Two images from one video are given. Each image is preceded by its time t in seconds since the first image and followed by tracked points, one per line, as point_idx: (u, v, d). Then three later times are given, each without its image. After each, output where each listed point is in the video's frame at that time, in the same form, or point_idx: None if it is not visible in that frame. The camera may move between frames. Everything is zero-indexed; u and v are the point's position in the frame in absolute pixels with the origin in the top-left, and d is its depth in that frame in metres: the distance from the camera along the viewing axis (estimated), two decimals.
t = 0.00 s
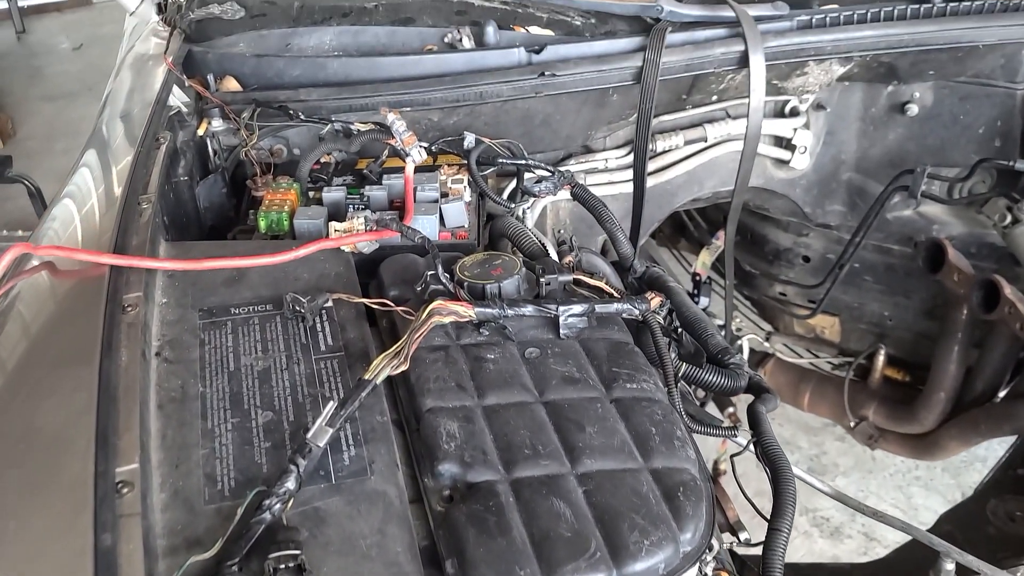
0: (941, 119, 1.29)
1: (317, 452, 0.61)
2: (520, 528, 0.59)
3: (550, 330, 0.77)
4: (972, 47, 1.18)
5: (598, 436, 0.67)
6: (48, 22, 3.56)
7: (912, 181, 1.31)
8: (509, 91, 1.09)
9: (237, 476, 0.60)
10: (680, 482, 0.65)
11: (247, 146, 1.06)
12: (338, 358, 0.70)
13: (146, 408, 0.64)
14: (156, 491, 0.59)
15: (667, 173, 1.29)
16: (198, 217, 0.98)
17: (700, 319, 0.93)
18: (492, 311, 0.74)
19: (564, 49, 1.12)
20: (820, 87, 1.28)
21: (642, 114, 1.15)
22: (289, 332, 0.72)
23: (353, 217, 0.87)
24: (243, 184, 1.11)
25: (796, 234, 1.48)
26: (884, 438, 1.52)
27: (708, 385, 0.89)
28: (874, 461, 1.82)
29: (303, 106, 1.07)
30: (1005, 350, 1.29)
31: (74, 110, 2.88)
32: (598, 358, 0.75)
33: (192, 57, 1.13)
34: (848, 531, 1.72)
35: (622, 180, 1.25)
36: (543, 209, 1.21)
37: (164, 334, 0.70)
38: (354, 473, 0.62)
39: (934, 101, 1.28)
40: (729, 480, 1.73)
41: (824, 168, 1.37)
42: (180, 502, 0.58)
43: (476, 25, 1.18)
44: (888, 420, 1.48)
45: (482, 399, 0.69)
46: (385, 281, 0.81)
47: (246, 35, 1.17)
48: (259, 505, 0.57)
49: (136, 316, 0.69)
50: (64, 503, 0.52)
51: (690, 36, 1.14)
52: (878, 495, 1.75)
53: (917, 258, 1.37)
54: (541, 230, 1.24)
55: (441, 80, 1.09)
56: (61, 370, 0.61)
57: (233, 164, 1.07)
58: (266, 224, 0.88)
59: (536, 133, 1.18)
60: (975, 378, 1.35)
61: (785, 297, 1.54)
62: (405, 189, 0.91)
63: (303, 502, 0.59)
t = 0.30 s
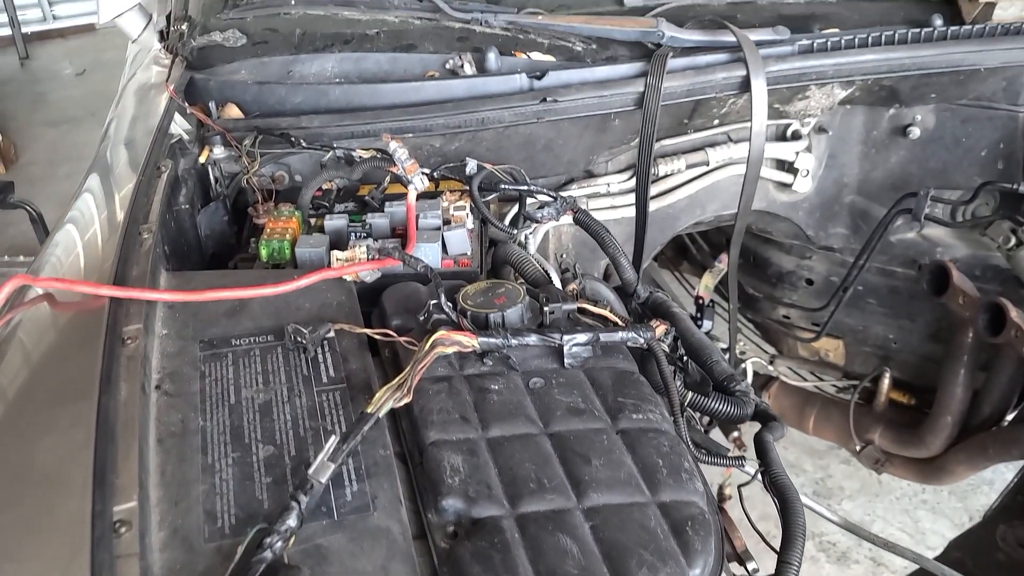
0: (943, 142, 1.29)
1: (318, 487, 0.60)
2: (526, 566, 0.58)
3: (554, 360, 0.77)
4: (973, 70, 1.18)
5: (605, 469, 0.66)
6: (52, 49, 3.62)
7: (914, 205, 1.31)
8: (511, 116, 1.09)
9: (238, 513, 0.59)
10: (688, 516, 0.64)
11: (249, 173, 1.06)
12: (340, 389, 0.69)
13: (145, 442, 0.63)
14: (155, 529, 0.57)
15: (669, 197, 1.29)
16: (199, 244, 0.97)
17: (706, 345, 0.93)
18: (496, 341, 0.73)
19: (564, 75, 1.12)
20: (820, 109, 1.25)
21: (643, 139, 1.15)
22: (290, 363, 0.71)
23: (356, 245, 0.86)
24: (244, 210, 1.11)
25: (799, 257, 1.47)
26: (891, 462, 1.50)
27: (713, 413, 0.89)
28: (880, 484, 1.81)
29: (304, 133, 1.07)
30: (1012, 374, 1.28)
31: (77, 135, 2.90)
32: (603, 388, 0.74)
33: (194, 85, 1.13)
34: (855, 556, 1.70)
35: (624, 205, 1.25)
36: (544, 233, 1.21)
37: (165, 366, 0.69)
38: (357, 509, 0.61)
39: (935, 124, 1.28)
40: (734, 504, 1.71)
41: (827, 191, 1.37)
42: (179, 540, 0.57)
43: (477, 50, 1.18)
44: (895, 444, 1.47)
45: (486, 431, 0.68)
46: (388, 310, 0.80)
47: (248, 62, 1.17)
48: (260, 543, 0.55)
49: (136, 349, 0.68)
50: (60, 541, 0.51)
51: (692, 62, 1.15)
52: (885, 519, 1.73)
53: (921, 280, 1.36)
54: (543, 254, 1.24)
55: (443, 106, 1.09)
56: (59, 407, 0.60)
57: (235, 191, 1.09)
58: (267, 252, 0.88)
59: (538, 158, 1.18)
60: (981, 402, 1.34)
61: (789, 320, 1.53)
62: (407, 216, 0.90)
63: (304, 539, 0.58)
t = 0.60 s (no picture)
0: (946, 174, 1.30)
1: (324, 536, 0.59)
2: None
3: (561, 400, 0.76)
4: (975, 102, 1.19)
5: (614, 513, 0.65)
6: (57, 86, 3.71)
7: (919, 237, 1.32)
8: (516, 152, 1.10)
9: (242, 563, 0.58)
10: (700, 562, 0.63)
11: (253, 211, 1.07)
12: (344, 434, 0.68)
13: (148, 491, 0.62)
14: None
15: (673, 231, 1.28)
16: (203, 284, 0.97)
17: (713, 383, 0.92)
18: (502, 382, 0.72)
19: (566, 112, 1.13)
20: (823, 142, 1.26)
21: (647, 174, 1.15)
22: (294, 407, 0.70)
23: (360, 285, 0.86)
24: (248, 248, 1.11)
25: (803, 289, 1.46)
26: (901, 496, 1.48)
27: (723, 452, 0.88)
28: (891, 517, 1.78)
29: (309, 171, 1.07)
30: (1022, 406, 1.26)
31: (81, 172, 2.99)
32: (610, 430, 0.73)
33: (198, 124, 1.14)
34: None
35: (628, 239, 1.25)
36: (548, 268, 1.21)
37: (168, 411, 0.68)
38: (362, 557, 0.59)
39: (937, 155, 1.29)
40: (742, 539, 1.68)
41: (831, 223, 1.37)
42: None
43: (480, 88, 1.18)
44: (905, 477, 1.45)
45: (493, 475, 0.67)
46: (392, 351, 0.80)
47: (252, 100, 1.17)
48: None
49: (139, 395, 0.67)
50: None
51: (693, 97, 1.15)
52: (896, 553, 1.70)
53: (928, 312, 1.36)
54: (546, 289, 1.24)
55: (446, 143, 1.09)
56: (60, 454, 0.61)
57: (239, 230, 1.09)
58: (271, 292, 0.88)
59: (542, 194, 1.18)
60: (992, 434, 1.32)
61: (795, 352, 1.52)
62: (412, 254, 0.90)
63: None
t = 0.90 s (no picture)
0: (945, 213, 1.31)
1: None
2: None
3: (564, 449, 0.75)
4: (972, 143, 1.20)
5: (620, 566, 0.64)
6: (60, 130, 3.85)
7: (920, 276, 1.32)
8: (517, 197, 1.11)
9: None
10: None
11: (256, 257, 1.08)
12: (346, 486, 0.68)
13: (148, 547, 0.61)
14: None
15: (674, 272, 1.29)
16: (205, 331, 0.97)
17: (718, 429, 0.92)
18: (505, 432, 0.72)
19: (566, 156, 1.14)
20: (822, 184, 1.27)
21: (648, 216, 1.16)
22: (296, 459, 0.70)
23: (362, 333, 0.86)
24: (250, 295, 1.12)
25: (806, 328, 1.46)
26: (909, 537, 1.46)
27: (729, 499, 0.86)
28: (899, 557, 1.76)
29: (311, 218, 1.08)
30: None
31: (84, 217, 3.10)
32: (615, 479, 0.73)
33: (202, 171, 1.15)
34: None
35: (629, 280, 1.25)
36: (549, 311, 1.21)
37: (169, 464, 0.68)
38: None
39: (936, 195, 1.30)
40: None
41: (832, 263, 1.37)
42: None
43: (480, 133, 1.19)
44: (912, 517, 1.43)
45: (497, 527, 0.66)
46: (395, 399, 0.80)
47: (255, 147, 1.18)
48: None
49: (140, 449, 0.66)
50: None
51: (692, 140, 1.16)
52: None
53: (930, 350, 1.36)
54: (548, 332, 1.24)
55: (447, 188, 1.10)
56: (60, 511, 0.61)
57: (241, 276, 1.10)
58: (273, 339, 0.88)
59: (542, 237, 1.19)
60: (999, 474, 1.31)
61: (798, 392, 1.52)
62: (414, 300, 0.90)
63: None
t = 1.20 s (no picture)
0: (947, 259, 1.32)
1: None
2: None
3: (571, 505, 0.75)
4: (972, 191, 1.22)
5: None
6: (70, 176, 4.22)
7: (925, 322, 1.32)
8: (520, 247, 1.12)
9: None
10: None
11: (259, 308, 1.08)
12: (352, 545, 0.67)
13: None
14: None
15: (678, 318, 1.28)
16: (210, 384, 0.97)
17: (726, 480, 0.91)
18: (512, 489, 0.72)
19: (570, 206, 1.15)
20: (824, 230, 1.27)
21: (650, 265, 1.16)
22: (302, 518, 0.69)
23: (368, 388, 0.86)
24: (255, 346, 1.12)
25: (810, 374, 1.46)
26: None
27: (738, 554, 0.86)
28: None
29: (316, 268, 1.09)
30: None
31: (87, 263, 3.16)
32: (622, 536, 0.72)
33: (208, 223, 1.16)
34: None
35: (633, 327, 1.25)
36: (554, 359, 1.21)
37: (173, 523, 0.67)
38: None
39: (938, 241, 1.31)
40: None
41: (835, 308, 1.38)
42: None
43: (484, 182, 1.21)
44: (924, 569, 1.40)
45: None
46: (399, 454, 0.79)
47: (260, 198, 1.20)
48: None
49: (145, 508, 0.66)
50: None
51: (693, 189, 1.18)
52: None
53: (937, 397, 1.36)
54: (553, 380, 1.24)
55: (451, 239, 1.11)
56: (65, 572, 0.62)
57: (246, 327, 1.09)
58: (278, 394, 0.88)
59: (546, 286, 1.19)
60: (1010, 522, 1.29)
61: (804, 438, 1.51)
62: (420, 352, 0.90)
63: None
